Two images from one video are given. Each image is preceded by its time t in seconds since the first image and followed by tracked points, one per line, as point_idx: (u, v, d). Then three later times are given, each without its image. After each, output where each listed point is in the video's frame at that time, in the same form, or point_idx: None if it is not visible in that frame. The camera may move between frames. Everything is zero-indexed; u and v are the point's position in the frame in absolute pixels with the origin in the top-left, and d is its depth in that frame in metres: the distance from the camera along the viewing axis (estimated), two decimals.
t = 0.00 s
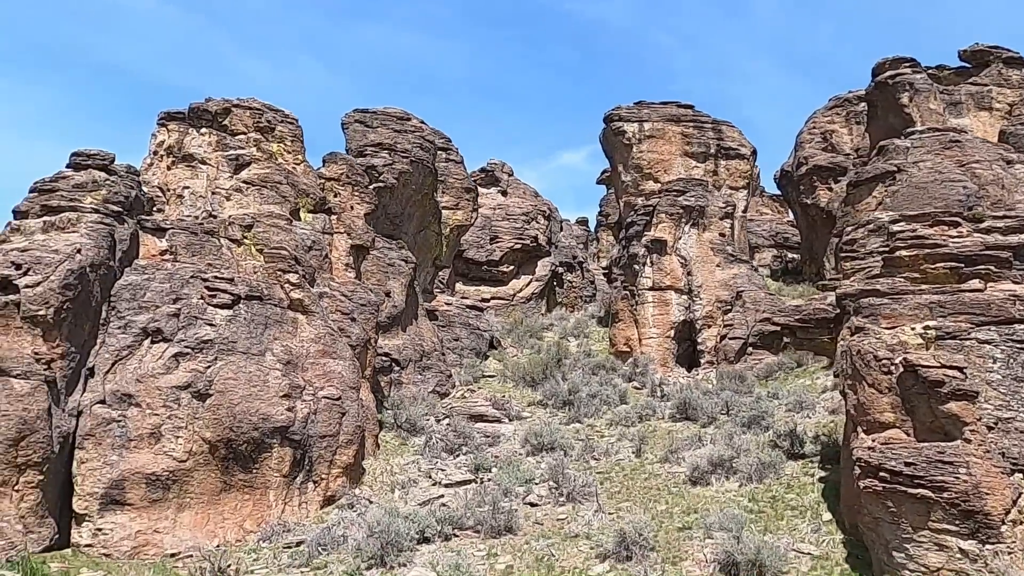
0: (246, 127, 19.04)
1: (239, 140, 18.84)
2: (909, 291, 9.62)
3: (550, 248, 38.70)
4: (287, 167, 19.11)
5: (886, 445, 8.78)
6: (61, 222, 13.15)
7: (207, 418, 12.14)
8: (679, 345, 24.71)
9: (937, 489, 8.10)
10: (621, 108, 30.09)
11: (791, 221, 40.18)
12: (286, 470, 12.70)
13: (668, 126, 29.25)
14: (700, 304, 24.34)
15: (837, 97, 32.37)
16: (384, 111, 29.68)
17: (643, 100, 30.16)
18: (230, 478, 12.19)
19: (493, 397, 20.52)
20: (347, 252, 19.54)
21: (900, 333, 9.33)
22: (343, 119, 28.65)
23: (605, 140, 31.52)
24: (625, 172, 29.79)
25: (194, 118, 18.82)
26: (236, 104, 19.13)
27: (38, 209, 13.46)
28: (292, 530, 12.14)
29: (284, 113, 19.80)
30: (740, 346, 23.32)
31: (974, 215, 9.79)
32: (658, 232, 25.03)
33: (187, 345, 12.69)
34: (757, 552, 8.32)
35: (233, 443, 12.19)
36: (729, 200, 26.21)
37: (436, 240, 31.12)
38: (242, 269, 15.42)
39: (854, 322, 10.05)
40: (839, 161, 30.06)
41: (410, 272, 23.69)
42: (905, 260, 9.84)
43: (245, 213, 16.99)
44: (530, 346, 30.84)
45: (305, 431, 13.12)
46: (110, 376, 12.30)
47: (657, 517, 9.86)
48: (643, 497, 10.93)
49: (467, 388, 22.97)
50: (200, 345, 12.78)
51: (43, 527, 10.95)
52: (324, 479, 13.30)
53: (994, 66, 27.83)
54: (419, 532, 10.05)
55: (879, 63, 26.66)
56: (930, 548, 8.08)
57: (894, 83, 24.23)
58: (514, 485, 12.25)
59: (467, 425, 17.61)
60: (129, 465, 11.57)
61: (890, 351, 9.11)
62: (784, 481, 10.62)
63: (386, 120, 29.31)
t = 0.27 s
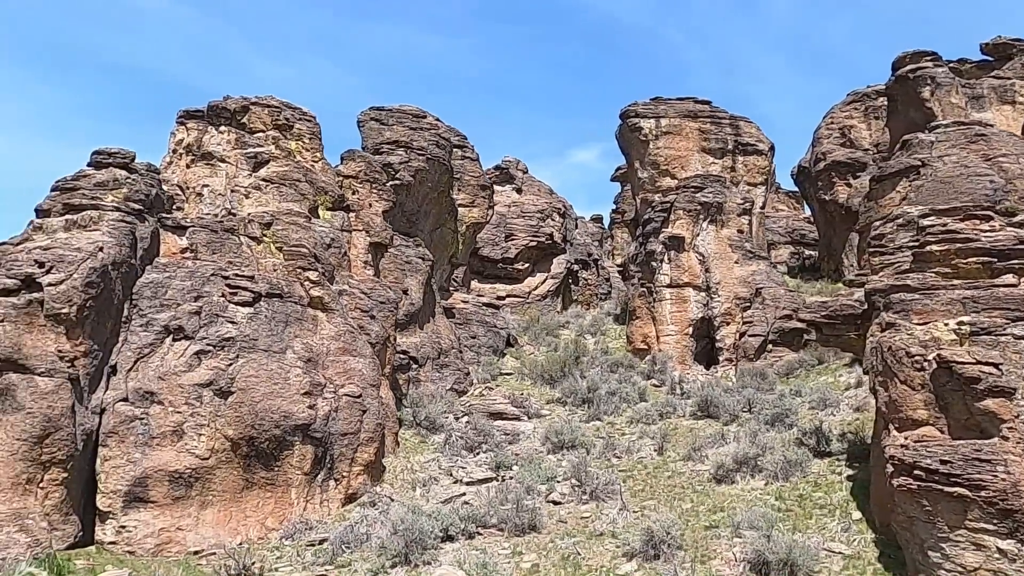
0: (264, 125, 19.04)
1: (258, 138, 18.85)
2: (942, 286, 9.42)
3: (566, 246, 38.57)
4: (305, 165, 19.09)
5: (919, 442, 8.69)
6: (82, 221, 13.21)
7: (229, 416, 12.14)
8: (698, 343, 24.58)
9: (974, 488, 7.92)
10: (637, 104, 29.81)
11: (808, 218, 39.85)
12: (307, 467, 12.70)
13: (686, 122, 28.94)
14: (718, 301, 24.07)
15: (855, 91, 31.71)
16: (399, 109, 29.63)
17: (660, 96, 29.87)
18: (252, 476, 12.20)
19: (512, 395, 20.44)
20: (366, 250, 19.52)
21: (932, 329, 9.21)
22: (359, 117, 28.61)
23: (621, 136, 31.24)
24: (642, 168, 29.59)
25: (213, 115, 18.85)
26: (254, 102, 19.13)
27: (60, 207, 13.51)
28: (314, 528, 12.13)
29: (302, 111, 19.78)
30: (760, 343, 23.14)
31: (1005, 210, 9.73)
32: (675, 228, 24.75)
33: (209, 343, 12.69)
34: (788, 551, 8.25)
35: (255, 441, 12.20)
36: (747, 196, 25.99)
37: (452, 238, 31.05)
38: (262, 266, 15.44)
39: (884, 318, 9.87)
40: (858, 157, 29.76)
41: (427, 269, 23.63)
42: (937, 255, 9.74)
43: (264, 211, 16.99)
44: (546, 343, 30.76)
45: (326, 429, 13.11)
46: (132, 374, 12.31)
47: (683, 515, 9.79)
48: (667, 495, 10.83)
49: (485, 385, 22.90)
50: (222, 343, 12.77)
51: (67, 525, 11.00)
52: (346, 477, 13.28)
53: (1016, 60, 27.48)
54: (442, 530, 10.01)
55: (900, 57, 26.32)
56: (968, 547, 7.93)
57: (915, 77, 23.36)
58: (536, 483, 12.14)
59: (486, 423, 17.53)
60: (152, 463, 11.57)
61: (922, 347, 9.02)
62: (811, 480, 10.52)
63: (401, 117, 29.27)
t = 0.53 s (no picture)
0: (280, 123, 19.04)
1: (274, 136, 18.87)
2: (971, 282, 9.30)
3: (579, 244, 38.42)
4: (322, 163, 19.08)
5: (951, 441, 8.55)
6: (101, 220, 13.24)
7: (248, 415, 12.12)
8: (715, 341, 24.33)
9: (1010, 488, 7.69)
10: (653, 101, 29.60)
11: (823, 215, 39.50)
12: (327, 466, 12.67)
13: (701, 120, 28.68)
14: (735, 299, 23.85)
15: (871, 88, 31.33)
16: (413, 107, 29.58)
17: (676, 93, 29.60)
18: (272, 475, 12.17)
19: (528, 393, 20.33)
20: (382, 248, 19.48)
21: (963, 326, 9.12)
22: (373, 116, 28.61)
23: (635, 134, 31.06)
24: (657, 166, 29.37)
25: (230, 114, 18.90)
26: (270, 101, 19.14)
27: (79, 206, 13.56)
28: (333, 527, 12.09)
29: (318, 109, 19.76)
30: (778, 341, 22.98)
31: None
32: (692, 226, 24.55)
33: (228, 342, 12.66)
34: (818, 552, 8.13)
35: (274, 439, 12.18)
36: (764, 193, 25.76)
37: (467, 236, 30.98)
38: (280, 265, 15.39)
39: (912, 315, 9.74)
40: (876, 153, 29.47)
41: (443, 268, 23.56)
42: (965, 251, 9.56)
43: (281, 210, 16.98)
44: (562, 342, 30.66)
45: (345, 428, 13.08)
46: (151, 373, 12.31)
47: (707, 515, 9.69)
48: (690, 495, 10.71)
49: (502, 384, 22.81)
50: (241, 341, 12.75)
51: (88, 524, 11.03)
52: (365, 476, 13.22)
53: None
54: (464, 529, 9.93)
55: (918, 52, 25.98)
56: (1004, 548, 7.71)
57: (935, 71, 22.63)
58: (556, 482, 12.01)
59: (504, 422, 17.44)
60: (172, 462, 11.55)
61: (954, 344, 8.88)
62: (836, 479, 10.41)
63: (416, 116, 29.22)
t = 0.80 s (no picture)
0: (297, 122, 19.03)
1: (292, 135, 18.86)
2: (1008, 277, 9.18)
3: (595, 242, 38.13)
4: (340, 161, 19.02)
5: (989, 439, 8.29)
6: (121, 219, 13.24)
7: (269, 413, 12.08)
8: (734, 339, 24.18)
9: None
10: (669, 97, 29.22)
11: (840, 212, 39.10)
12: (348, 465, 12.60)
13: (719, 115, 28.26)
14: (755, 297, 23.54)
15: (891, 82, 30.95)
16: (429, 105, 29.48)
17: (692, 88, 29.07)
18: (293, 474, 12.13)
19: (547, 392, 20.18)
20: (401, 246, 19.38)
21: (1000, 320, 8.88)
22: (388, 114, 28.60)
23: (652, 131, 30.71)
24: (674, 163, 29.06)
25: (248, 113, 18.93)
26: (288, 99, 19.13)
27: (99, 206, 13.60)
28: (355, 527, 12.02)
29: (336, 107, 19.67)
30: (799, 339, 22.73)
31: None
32: (710, 222, 24.31)
33: (248, 340, 12.61)
34: (854, 554, 7.99)
35: (295, 438, 12.14)
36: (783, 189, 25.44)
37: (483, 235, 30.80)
38: (298, 264, 15.31)
39: (946, 310, 9.58)
40: (896, 148, 29.08)
41: (460, 266, 23.45)
42: (1000, 244, 9.40)
43: (299, 208, 16.93)
44: (579, 340, 30.52)
45: (366, 427, 12.99)
46: (172, 372, 12.31)
47: (735, 515, 9.58)
48: (717, 494, 10.55)
49: (520, 383, 22.68)
50: (261, 340, 12.69)
51: (111, 523, 11.04)
52: (386, 475, 13.13)
53: None
54: (489, 529, 9.82)
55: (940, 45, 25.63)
56: None
57: (957, 64, 22.10)
58: (579, 481, 11.84)
59: (524, 420, 17.29)
60: (193, 461, 11.51)
61: (991, 339, 8.63)
62: (866, 479, 10.25)
63: (431, 114, 29.14)
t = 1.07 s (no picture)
0: (315, 123, 19.02)
1: (309, 136, 18.86)
2: None
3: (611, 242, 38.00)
4: (357, 163, 18.97)
5: None
6: (141, 221, 13.28)
7: (290, 416, 12.05)
8: (753, 339, 23.92)
9: None
10: (685, 97, 28.92)
11: (857, 211, 38.73)
12: (369, 468, 12.51)
13: (735, 114, 27.87)
14: (774, 296, 23.49)
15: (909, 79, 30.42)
16: (444, 107, 29.42)
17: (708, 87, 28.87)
18: (314, 476, 12.09)
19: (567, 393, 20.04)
20: (419, 247, 19.31)
21: None
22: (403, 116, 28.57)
23: (668, 131, 30.33)
24: (691, 162, 28.72)
25: (265, 115, 18.99)
26: (305, 101, 19.11)
27: (119, 209, 13.63)
28: (377, 530, 11.95)
29: (353, 109, 19.63)
30: (820, 339, 22.51)
31: None
32: (728, 222, 24.12)
33: (269, 342, 12.58)
34: (891, 556, 8.01)
35: (316, 441, 12.09)
36: (802, 188, 25.20)
37: (498, 236, 30.62)
38: (317, 265, 15.35)
39: (981, 308, 9.36)
40: (916, 145, 28.69)
41: (477, 267, 23.33)
42: None
43: (317, 210, 16.91)
44: (596, 341, 30.37)
45: (387, 429, 12.91)
46: (193, 374, 12.30)
47: (764, 517, 9.47)
48: (743, 496, 10.43)
49: (538, 384, 22.56)
50: (281, 342, 12.66)
51: (134, 526, 10.99)
52: (407, 477, 13.03)
53: None
54: (513, 532, 9.72)
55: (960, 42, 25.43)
56: None
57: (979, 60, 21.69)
58: (602, 484, 11.70)
59: (543, 422, 17.17)
60: (215, 463, 11.52)
61: None
62: (898, 480, 10.11)
63: (446, 115, 29.08)
